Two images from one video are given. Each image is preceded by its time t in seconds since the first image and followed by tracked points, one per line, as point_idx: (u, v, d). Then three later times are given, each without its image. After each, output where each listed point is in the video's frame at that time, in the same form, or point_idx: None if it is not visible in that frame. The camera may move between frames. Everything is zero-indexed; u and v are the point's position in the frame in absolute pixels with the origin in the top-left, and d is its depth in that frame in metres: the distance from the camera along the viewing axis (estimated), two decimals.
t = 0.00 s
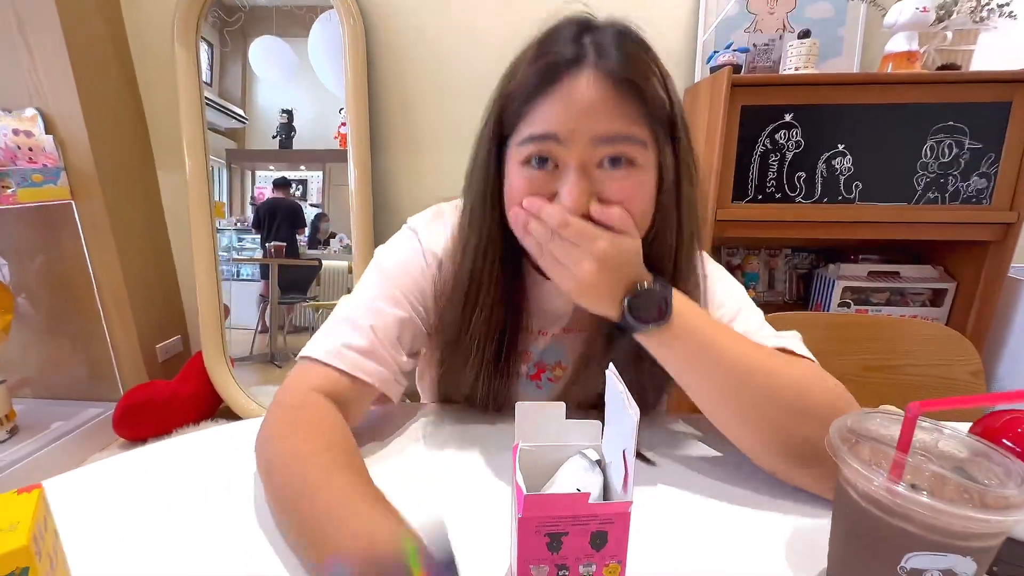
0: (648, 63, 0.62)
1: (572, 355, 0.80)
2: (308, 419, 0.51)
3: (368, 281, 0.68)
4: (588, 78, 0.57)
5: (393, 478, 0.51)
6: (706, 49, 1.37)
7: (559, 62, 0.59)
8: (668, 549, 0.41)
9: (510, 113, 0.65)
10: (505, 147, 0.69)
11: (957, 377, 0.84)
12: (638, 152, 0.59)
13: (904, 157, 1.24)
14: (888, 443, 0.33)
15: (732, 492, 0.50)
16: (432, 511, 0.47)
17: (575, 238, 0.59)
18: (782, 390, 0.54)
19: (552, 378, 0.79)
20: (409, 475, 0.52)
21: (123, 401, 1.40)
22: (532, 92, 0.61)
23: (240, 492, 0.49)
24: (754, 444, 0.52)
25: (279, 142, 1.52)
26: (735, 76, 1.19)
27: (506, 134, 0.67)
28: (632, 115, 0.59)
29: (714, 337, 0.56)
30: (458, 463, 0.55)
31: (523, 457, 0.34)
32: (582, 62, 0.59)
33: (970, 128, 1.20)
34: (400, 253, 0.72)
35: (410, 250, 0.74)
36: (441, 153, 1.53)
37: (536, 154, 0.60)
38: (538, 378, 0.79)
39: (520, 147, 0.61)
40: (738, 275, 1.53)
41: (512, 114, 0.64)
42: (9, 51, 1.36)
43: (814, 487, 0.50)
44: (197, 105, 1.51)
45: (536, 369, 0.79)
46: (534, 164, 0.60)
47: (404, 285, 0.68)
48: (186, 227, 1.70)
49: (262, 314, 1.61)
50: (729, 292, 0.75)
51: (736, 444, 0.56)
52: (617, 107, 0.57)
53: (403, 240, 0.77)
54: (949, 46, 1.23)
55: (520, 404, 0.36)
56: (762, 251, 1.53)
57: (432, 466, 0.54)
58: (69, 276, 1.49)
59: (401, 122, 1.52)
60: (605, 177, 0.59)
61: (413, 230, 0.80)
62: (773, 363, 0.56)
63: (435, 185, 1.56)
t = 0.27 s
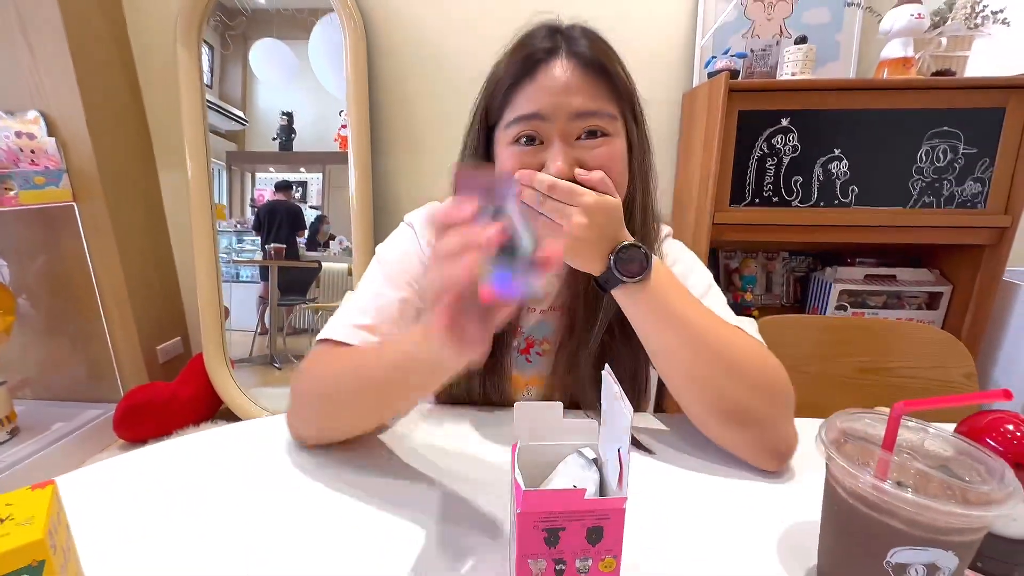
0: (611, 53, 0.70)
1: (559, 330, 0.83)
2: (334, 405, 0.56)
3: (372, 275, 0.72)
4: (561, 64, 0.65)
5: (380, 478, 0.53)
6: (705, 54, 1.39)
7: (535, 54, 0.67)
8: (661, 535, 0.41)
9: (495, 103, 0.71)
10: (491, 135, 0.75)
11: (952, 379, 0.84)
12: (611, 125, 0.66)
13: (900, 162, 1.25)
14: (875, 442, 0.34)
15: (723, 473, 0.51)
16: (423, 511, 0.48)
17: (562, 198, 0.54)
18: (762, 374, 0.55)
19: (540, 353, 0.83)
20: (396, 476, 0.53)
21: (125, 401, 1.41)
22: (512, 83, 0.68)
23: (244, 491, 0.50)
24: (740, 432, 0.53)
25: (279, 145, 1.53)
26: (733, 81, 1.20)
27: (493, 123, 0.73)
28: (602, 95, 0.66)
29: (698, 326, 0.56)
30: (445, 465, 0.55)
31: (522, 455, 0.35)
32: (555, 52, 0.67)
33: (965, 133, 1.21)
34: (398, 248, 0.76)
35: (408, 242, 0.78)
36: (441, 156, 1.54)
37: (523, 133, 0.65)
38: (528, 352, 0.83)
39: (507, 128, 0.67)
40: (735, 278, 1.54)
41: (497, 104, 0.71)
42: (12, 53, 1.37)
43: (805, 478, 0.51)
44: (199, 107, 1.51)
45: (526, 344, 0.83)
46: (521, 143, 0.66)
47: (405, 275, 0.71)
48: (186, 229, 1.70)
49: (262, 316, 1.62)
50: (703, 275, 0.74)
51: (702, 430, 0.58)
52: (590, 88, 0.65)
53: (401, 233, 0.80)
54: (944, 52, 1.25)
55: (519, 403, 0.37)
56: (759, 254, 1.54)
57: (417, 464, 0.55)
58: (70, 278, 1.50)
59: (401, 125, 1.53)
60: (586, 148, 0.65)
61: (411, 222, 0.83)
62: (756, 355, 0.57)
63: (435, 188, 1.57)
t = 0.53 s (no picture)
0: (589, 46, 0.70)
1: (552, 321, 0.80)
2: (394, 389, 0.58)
3: (386, 280, 0.73)
4: (541, 58, 0.66)
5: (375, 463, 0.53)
6: (703, 57, 1.39)
7: (517, 51, 0.67)
8: (655, 537, 0.42)
9: (482, 100, 0.72)
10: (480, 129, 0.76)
11: (949, 381, 0.84)
12: (592, 112, 0.66)
13: (897, 165, 1.25)
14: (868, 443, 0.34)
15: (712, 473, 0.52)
16: (418, 497, 0.48)
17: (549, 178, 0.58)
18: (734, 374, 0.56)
19: (536, 345, 0.80)
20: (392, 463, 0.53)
21: (124, 402, 1.40)
22: (496, 79, 0.69)
23: (247, 486, 0.49)
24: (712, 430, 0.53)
25: (279, 145, 1.54)
26: (731, 84, 1.21)
27: (481, 118, 0.74)
28: (582, 84, 0.67)
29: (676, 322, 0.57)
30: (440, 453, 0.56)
31: (520, 455, 0.35)
32: (536, 48, 0.67)
33: (962, 136, 1.22)
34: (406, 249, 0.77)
35: (411, 245, 0.78)
36: (440, 157, 1.55)
37: (509, 125, 0.66)
38: (524, 344, 0.80)
39: (494, 121, 0.68)
40: (733, 280, 1.54)
41: (483, 100, 0.72)
42: (14, 54, 1.37)
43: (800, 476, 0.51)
44: (200, 108, 1.52)
45: (522, 335, 0.80)
46: (507, 134, 0.67)
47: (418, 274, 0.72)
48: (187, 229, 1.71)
49: (262, 317, 1.63)
50: (684, 271, 0.74)
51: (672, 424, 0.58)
52: (571, 81, 0.65)
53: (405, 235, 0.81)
54: (942, 56, 1.25)
55: (517, 405, 0.37)
56: (757, 256, 1.54)
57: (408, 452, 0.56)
58: (70, 278, 1.50)
59: (402, 127, 1.54)
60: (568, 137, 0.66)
61: (410, 227, 0.84)
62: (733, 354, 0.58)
63: (434, 190, 1.58)
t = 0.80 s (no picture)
0: (593, 55, 0.70)
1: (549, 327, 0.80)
2: (380, 392, 0.56)
3: (383, 280, 0.72)
4: (545, 69, 0.65)
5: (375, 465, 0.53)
6: (702, 58, 1.39)
7: (521, 58, 0.67)
8: (654, 536, 0.42)
9: (484, 106, 0.72)
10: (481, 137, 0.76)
11: (945, 381, 0.84)
12: (595, 125, 0.66)
13: (896, 166, 1.26)
14: (865, 444, 0.34)
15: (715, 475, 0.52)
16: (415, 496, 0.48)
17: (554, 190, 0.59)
18: (744, 374, 0.55)
19: (535, 350, 0.81)
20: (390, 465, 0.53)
21: (122, 402, 1.40)
22: (499, 86, 0.69)
23: (245, 487, 0.49)
24: (720, 434, 0.53)
25: (279, 146, 1.54)
26: (729, 86, 1.21)
27: (482, 124, 0.74)
28: (586, 97, 0.67)
29: (679, 325, 0.56)
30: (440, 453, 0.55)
31: (519, 457, 0.35)
32: (539, 56, 0.67)
33: (960, 137, 1.22)
34: (405, 253, 0.76)
35: (411, 248, 0.78)
36: (439, 158, 1.55)
37: (511, 134, 0.66)
38: (522, 349, 0.81)
39: (495, 130, 0.67)
40: (732, 281, 1.54)
41: (485, 106, 0.71)
42: (12, 54, 1.37)
43: (799, 477, 0.51)
44: (199, 108, 1.51)
45: (520, 340, 0.81)
46: (509, 144, 0.67)
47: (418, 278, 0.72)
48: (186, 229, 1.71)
49: (260, 317, 1.63)
50: (689, 277, 0.74)
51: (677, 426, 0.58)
52: (575, 92, 0.65)
53: (403, 238, 0.81)
54: (939, 57, 1.26)
55: (515, 407, 0.37)
56: (756, 257, 1.55)
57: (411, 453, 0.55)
58: (69, 278, 1.50)
59: (401, 127, 1.54)
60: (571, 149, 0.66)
61: (409, 228, 0.84)
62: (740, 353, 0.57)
63: (434, 191, 1.58)
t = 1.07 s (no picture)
0: (597, 59, 0.70)
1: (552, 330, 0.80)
2: (380, 395, 0.56)
3: (383, 280, 0.72)
4: (549, 71, 0.66)
5: (374, 467, 0.53)
6: (702, 59, 1.40)
7: (524, 60, 0.67)
8: (656, 537, 0.42)
9: (487, 107, 0.72)
10: (483, 138, 0.76)
11: (945, 384, 0.84)
12: (598, 127, 0.66)
13: (895, 167, 1.26)
14: (864, 444, 0.35)
15: (714, 476, 0.52)
16: (415, 498, 0.48)
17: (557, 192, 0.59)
18: (746, 376, 0.55)
19: (536, 353, 0.81)
20: (390, 466, 0.53)
21: (121, 404, 1.40)
22: (502, 88, 0.69)
23: (245, 488, 0.49)
24: (722, 436, 0.53)
25: (278, 147, 1.54)
26: (728, 87, 1.22)
27: (484, 125, 0.74)
28: (590, 100, 0.67)
29: (680, 327, 0.56)
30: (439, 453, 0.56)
31: (519, 458, 0.35)
32: (543, 59, 0.67)
33: (959, 139, 1.22)
34: (406, 255, 0.76)
35: (412, 249, 0.78)
36: (439, 160, 1.55)
37: (513, 136, 0.66)
38: (523, 352, 0.80)
39: (498, 131, 0.67)
40: (732, 282, 1.54)
41: (488, 107, 0.71)
42: (11, 55, 1.37)
43: (800, 478, 0.51)
44: (199, 109, 1.51)
45: (521, 343, 0.81)
46: (511, 145, 0.67)
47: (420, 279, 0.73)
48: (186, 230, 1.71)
49: (259, 318, 1.63)
50: (691, 279, 0.74)
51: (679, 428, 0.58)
52: (578, 95, 0.65)
53: (404, 240, 0.81)
54: (938, 59, 1.26)
55: (515, 408, 0.37)
56: (756, 258, 1.55)
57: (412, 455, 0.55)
58: (68, 279, 1.50)
59: (400, 129, 1.54)
60: (574, 151, 0.66)
61: (411, 230, 0.84)
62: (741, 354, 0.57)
63: (433, 192, 1.58)
